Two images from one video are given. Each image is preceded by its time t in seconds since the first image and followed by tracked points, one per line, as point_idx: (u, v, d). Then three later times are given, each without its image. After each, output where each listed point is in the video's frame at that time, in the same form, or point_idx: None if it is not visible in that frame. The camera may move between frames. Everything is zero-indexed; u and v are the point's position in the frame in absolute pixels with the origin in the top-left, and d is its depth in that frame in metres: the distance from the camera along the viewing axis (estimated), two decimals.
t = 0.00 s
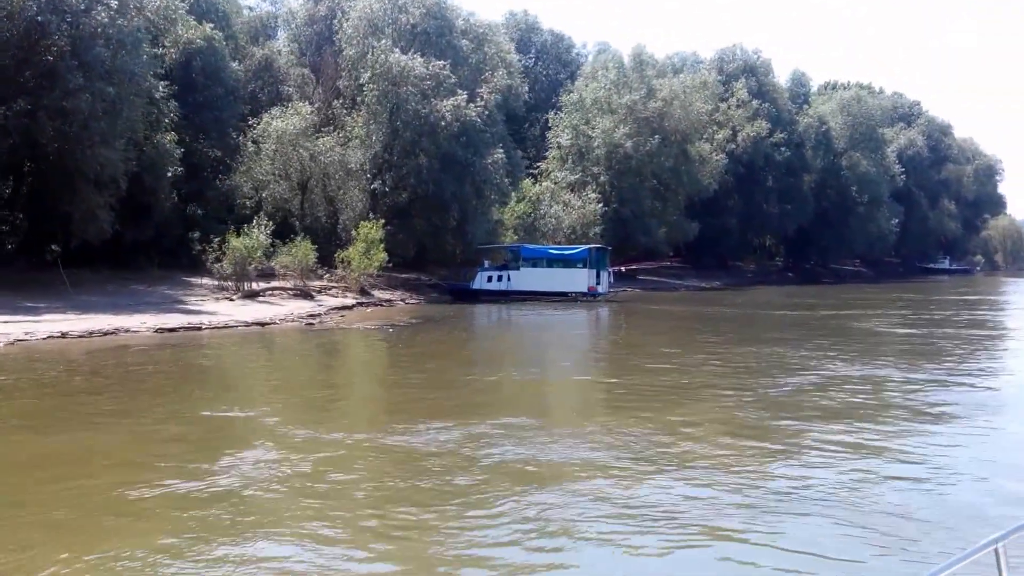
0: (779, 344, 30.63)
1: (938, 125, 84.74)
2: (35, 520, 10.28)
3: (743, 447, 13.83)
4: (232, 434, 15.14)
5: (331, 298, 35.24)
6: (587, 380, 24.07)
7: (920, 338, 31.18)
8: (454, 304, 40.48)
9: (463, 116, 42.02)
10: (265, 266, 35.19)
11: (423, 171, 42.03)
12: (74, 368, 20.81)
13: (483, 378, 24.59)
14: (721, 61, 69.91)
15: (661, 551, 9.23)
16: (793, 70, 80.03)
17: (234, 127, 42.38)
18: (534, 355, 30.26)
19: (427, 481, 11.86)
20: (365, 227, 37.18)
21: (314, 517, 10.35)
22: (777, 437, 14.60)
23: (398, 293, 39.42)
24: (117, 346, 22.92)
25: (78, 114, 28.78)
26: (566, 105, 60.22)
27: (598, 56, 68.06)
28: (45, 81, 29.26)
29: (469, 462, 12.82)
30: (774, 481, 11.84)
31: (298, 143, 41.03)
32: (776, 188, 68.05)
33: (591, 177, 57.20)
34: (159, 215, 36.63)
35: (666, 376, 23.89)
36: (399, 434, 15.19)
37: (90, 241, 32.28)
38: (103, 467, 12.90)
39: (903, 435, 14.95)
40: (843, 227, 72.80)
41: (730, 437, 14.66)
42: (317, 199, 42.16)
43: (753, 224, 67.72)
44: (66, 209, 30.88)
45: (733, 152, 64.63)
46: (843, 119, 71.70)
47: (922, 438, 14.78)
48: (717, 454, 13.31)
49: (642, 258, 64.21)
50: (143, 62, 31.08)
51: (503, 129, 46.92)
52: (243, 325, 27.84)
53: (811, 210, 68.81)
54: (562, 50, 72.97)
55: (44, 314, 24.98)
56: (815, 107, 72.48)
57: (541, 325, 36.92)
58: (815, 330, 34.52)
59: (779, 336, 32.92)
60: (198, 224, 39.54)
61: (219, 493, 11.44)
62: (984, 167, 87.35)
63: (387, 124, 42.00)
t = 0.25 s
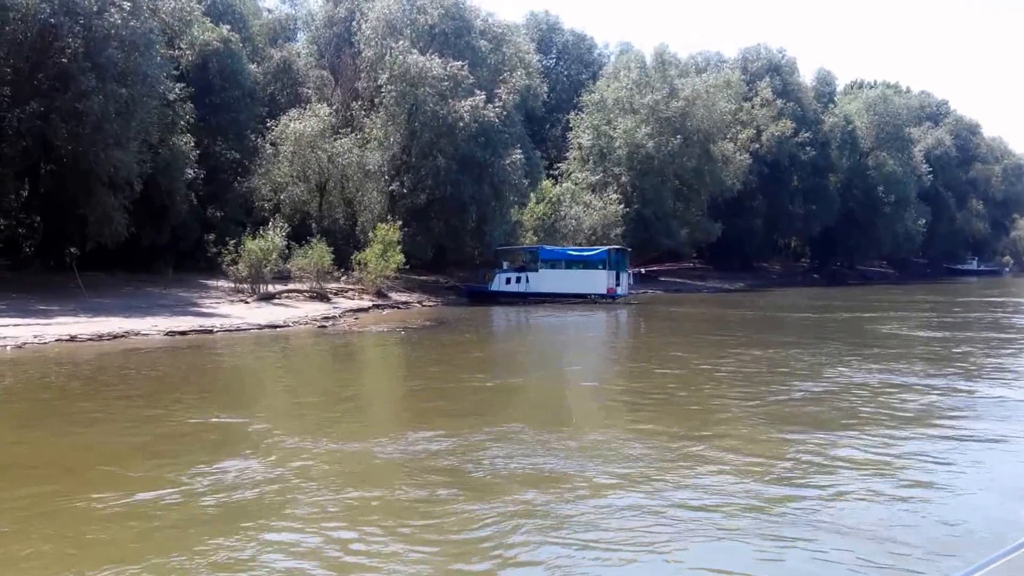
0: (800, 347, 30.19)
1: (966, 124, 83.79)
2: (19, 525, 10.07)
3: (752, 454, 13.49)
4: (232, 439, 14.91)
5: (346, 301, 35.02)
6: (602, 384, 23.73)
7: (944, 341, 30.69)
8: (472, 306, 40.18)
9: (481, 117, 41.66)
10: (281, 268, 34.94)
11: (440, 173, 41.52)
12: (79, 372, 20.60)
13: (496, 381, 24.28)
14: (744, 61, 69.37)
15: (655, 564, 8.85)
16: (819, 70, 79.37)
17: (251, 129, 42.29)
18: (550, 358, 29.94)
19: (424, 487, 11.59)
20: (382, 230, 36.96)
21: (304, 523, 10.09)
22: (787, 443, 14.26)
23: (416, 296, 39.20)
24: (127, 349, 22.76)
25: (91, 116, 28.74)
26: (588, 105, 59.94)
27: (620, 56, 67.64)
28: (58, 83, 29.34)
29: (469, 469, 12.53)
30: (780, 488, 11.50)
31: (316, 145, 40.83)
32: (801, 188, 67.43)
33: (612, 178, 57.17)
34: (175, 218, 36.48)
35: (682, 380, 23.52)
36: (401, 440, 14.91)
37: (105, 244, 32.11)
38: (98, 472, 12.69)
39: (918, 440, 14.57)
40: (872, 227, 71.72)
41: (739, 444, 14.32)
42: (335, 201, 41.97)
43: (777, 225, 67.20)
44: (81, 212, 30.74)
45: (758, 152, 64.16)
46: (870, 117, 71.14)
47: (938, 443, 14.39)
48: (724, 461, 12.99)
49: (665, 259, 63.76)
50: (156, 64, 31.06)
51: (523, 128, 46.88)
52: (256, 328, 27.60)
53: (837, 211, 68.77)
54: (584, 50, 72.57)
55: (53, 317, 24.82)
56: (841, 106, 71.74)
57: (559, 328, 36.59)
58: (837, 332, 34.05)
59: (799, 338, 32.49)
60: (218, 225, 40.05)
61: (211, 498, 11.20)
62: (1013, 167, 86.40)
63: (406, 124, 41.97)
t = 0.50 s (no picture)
0: (827, 350, 29.69)
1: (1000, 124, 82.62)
2: (6, 532, 9.80)
3: (769, 460, 13.09)
4: (237, 445, 14.62)
5: (367, 304, 34.74)
6: (623, 388, 23.34)
7: (974, 344, 30.11)
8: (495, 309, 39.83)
9: (505, 117, 41.20)
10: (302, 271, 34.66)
11: (463, 174, 41.16)
12: (89, 375, 20.38)
13: (516, 385, 23.92)
14: (774, 60, 69.16)
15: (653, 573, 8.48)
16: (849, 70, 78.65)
17: (274, 131, 42.16)
18: (572, 361, 29.55)
19: (427, 494, 11.26)
20: (404, 232, 36.72)
21: (299, 531, 9.77)
22: (807, 449, 13.83)
23: (438, 298, 38.94)
24: (141, 352, 22.53)
25: (109, 117, 28.58)
26: (614, 105, 59.54)
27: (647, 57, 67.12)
28: (76, 85, 29.19)
29: (476, 476, 12.18)
30: (796, 496, 11.11)
31: (339, 147, 40.64)
32: (831, 188, 66.72)
33: (639, 179, 56.65)
34: (197, 220, 36.32)
35: (705, 385, 23.08)
36: (410, 447, 14.56)
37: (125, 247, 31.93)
38: (96, 477, 12.42)
39: (943, 445, 14.14)
40: (903, 226, 70.76)
41: (756, 450, 13.92)
42: (358, 203, 41.84)
43: (807, 225, 66.45)
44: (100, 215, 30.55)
45: (787, 153, 63.61)
46: (901, 116, 70.62)
47: (964, 449, 13.93)
48: (739, 467, 12.60)
49: (692, 261, 63.15)
50: (175, 66, 30.92)
51: (549, 129, 46.60)
52: (273, 331, 27.32)
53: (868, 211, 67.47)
54: (611, 50, 72.13)
55: (68, 320, 24.64)
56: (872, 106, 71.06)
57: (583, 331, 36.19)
58: (865, 335, 33.50)
59: (827, 341, 31.98)
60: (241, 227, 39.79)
61: (207, 505, 10.90)
62: None
63: (429, 126, 41.75)
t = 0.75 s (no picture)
0: (857, 355, 29.19)
1: None
2: None
3: (783, 471, 12.73)
4: (244, 453, 14.38)
5: (393, 306, 34.45)
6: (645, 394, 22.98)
7: (1008, 349, 29.53)
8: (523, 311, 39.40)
9: (532, 117, 40.97)
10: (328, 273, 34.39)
11: (491, 176, 40.89)
12: (104, 379, 20.25)
13: (537, 390, 23.58)
14: (809, 59, 68.49)
15: None
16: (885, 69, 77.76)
17: (302, 133, 41.97)
18: (597, 365, 29.17)
19: (429, 506, 10.98)
20: (430, 233, 36.37)
21: (291, 544, 9.53)
22: (825, 460, 13.45)
23: (465, 300, 38.63)
24: (158, 356, 22.37)
25: (131, 119, 28.47)
26: (646, 106, 59.05)
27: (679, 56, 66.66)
28: (99, 87, 29.11)
29: (481, 488, 11.88)
30: (806, 509, 10.77)
31: (366, 148, 40.43)
32: (867, 188, 65.82)
33: (671, 179, 56.17)
34: (223, 222, 36.17)
35: (729, 391, 22.69)
36: (419, 456, 14.27)
37: (150, 249, 31.83)
38: (96, 485, 12.22)
39: (966, 457, 13.73)
40: (939, 227, 69.91)
41: (773, 460, 13.54)
42: (386, 205, 41.49)
43: (842, 226, 65.70)
44: (125, 216, 30.49)
45: (822, 153, 62.91)
46: (938, 116, 69.44)
47: (989, 461, 13.50)
48: (752, 479, 12.25)
49: (726, 262, 62.42)
50: (199, 68, 30.78)
51: (579, 129, 46.15)
52: (295, 334, 27.09)
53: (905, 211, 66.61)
54: (644, 50, 71.58)
55: (87, 323, 24.52)
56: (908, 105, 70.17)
57: (611, 334, 35.79)
58: (897, 339, 32.96)
59: (857, 345, 31.47)
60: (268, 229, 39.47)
61: (202, 517, 10.67)
62: None
63: (456, 127, 41.46)
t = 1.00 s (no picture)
0: (890, 360, 28.60)
1: None
2: None
3: (804, 479, 12.31)
4: (253, 456, 14.12)
5: (419, 308, 34.13)
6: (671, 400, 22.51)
7: None
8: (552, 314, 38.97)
9: (562, 118, 40.56)
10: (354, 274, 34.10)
11: (519, 177, 40.79)
12: (118, 381, 20.11)
13: (561, 394, 23.19)
14: (844, 60, 67.89)
15: None
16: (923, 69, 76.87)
17: (332, 135, 41.82)
18: (624, 369, 28.71)
19: (433, 513, 10.65)
20: (457, 236, 36.13)
21: (285, 554, 9.26)
22: (849, 467, 12.99)
23: (492, 302, 38.32)
24: (177, 359, 22.20)
25: (154, 120, 28.42)
26: (679, 106, 58.59)
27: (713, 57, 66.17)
28: (122, 89, 29.07)
29: (490, 496, 11.53)
30: (823, 519, 10.38)
31: (394, 150, 40.24)
32: (903, 190, 64.94)
33: (703, 180, 55.56)
34: (250, 225, 36.09)
35: (757, 397, 22.21)
36: (431, 461, 13.92)
37: (174, 251, 31.80)
38: (98, 489, 12.02)
39: (997, 464, 13.24)
40: (978, 229, 68.97)
41: (795, 467, 13.11)
42: (415, 207, 41.18)
43: (879, 228, 64.85)
44: (149, 218, 30.47)
45: (857, 153, 62.02)
46: (976, 117, 68.17)
47: (1013, 468, 13.02)
48: (770, 486, 11.84)
49: (761, 264, 61.70)
50: (224, 69, 30.66)
51: (610, 130, 45.70)
52: (317, 337, 26.86)
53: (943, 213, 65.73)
54: (677, 51, 71.10)
55: (107, 325, 24.42)
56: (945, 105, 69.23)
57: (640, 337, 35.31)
58: (932, 343, 32.32)
59: (890, 349, 30.88)
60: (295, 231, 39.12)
61: (200, 523, 10.42)
62: None
63: (485, 128, 41.22)
